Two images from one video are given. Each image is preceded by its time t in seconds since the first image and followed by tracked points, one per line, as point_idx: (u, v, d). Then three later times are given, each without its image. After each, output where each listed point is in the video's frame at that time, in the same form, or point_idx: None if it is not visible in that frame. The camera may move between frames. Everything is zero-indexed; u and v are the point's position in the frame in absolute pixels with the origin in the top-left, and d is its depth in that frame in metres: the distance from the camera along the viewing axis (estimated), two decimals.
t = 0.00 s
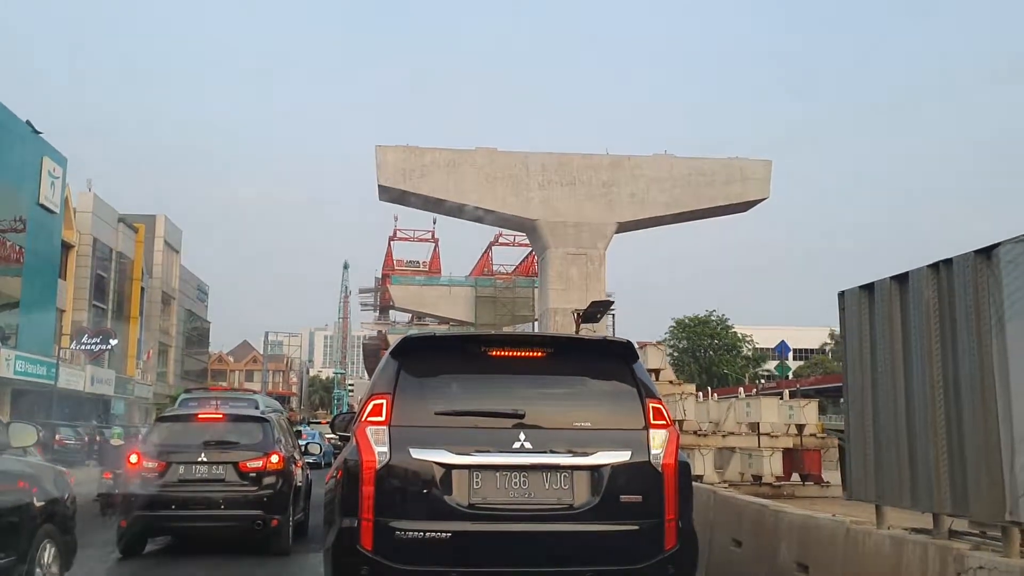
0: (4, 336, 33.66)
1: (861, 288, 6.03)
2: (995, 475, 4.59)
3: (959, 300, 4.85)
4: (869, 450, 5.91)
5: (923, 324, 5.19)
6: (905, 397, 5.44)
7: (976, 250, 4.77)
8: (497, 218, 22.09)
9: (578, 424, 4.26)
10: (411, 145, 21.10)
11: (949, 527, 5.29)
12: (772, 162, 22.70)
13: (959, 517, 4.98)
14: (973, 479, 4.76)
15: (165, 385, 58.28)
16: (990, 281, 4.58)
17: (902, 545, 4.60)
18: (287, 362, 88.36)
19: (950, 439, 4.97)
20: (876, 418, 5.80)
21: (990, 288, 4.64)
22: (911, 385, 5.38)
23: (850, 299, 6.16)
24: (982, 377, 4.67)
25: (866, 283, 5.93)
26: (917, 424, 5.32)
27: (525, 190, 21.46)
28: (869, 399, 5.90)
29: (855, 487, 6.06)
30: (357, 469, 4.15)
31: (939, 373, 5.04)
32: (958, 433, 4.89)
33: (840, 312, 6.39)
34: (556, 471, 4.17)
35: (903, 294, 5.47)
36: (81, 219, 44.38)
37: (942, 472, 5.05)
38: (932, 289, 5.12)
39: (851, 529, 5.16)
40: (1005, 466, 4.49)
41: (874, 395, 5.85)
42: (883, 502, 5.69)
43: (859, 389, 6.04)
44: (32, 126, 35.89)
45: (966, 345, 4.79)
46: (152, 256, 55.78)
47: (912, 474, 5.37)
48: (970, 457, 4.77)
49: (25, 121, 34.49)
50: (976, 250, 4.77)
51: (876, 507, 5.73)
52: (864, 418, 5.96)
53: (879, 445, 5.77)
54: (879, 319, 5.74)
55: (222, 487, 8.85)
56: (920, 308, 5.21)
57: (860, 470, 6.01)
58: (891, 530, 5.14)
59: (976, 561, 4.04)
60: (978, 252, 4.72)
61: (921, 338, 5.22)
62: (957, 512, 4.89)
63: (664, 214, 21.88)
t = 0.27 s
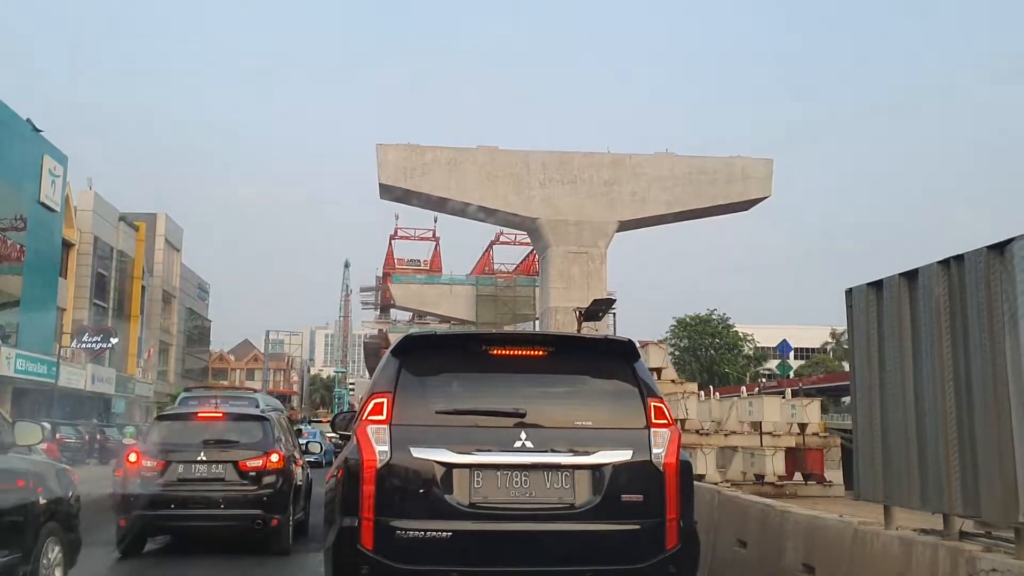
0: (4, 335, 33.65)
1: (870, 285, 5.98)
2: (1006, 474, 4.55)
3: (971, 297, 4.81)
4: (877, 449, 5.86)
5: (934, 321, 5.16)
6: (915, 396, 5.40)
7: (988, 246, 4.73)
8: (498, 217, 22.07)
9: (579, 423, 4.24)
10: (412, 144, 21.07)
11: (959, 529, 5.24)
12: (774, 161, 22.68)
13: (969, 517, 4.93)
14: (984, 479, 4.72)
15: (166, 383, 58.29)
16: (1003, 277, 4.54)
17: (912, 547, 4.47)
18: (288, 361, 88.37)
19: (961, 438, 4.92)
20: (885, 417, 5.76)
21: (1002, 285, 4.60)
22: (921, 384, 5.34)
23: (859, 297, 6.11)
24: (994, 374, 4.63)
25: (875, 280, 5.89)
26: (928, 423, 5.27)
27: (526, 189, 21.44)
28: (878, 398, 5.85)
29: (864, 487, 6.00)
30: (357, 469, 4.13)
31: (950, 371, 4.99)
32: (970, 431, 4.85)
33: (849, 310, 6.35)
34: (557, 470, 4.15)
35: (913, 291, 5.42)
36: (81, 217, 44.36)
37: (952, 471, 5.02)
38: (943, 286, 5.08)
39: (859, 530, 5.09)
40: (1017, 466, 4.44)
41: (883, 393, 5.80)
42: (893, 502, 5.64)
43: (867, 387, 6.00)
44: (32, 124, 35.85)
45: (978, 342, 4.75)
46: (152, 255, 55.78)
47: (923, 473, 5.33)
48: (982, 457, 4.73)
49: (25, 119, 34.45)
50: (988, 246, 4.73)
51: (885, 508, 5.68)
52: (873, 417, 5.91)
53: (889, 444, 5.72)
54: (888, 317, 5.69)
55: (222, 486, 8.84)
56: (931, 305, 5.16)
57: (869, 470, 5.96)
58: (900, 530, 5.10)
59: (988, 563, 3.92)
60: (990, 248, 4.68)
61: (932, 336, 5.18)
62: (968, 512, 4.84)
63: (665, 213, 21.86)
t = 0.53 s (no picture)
0: (4, 333, 33.62)
1: (876, 283, 5.94)
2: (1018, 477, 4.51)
3: (983, 295, 4.77)
4: (884, 449, 5.80)
5: (942, 320, 5.12)
6: (923, 395, 5.36)
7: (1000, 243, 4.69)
8: (499, 216, 22.06)
9: (580, 422, 4.23)
10: (413, 142, 21.05)
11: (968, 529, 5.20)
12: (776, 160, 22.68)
13: (980, 518, 4.90)
14: (996, 480, 4.68)
15: (166, 382, 58.26)
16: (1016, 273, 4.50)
17: (920, 549, 4.39)
18: (288, 360, 88.36)
19: (972, 439, 4.89)
20: (892, 417, 5.72)
21: (1013, 282, 4.56)
22: (930, 383, 5.29)
23: (866, 295, 6.06)
24: (1006, 374, 4.59)
25: (882, 277, 5.84)
26: (937, 423, 5.23)
27: (527, 187, 21.42)
28: (885, 397, 5.81)
29: (870, 487, 5.95)
30: (357, 467, 4.11)
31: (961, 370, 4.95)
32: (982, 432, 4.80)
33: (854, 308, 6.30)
34: (558, 469, 4.13)
35: (921, 289, 5.38)
36: (82, 215, 44.34)
37: (963, 471, 4.97)
38: (952, 283, 5.04)
39: (866, 530, 5.04)
40: None
41: (891, 391, 5.76)
42: (899, 503, 5.60)
43: (873, 386, 5.95)
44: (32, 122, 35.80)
45: (990, 340, 4.71)
46: (153, 253, 55.76)
47: (931, 473, 5.28)
48: (993, 457, 4.69)
49: (25, 117, 34.41)
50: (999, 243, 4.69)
51: (892, 508, 5.65)
52: (878, 417, 5.87)
53: (896, 444, 5.68)
54: (896, 314, 5.64)
55: (221, 485, 8.83)
56: (941, 303, 5.12)
57: (875, 469, 5.91)
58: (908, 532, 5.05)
59: (998, 564, 3.81)
60: (1003, 245, 4.64)
61: (941, 334, 5.14)
62: (979, 514, 4.81)
63: (667, 212, 21.85)
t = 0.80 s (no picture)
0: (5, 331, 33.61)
1: (882, 281, 5.92)
2: None
3: (991, 293, 4.76)
4: (890, 448, 5.78)
5: (950, 317, 5.10)
6: (929, 393, 5.34)
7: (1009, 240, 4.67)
8: (499, 215, 22.04)
9: (581, 422, 4.21)
10: (413, 141, 21.03)
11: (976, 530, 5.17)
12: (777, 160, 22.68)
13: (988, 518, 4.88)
14: (1004, 480, 4.66)
15: (167, 381, 58.24)
16: None
17: (926, 550, 4.36)
18: (289, 359, 88.36)
19: (980, 438, 4.87)
20: (898, 416, 5.70)
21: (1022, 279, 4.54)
22: (936, 382, 5.28)
23: (872, 293, 6.04)
24: (1015, 372, 4.57)
25: (888, 275, 5.83)
26: (945, 422, 5.21)
27: (528, 186, 21.41)
28: (890, 395, 5.79)
29: (875, 488, 5.93)
30: (357, 466, 4.10)
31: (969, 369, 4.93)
32: (991, 431, 4.78)
33: (859, 306, 6.29)
34: (559, 468, 4.12)
35: (928, 287, 5.37)
36: (82, 214, 44.33)
37: (970, 471, 4.95)
38: (961, 280, 5.02)
39: (870, 530, 5.01)
40: None
41: (896, 390, 5.74)
42: (905, 503, 5.58)
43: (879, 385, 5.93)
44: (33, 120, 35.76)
45: (998, 338, 4.69)
46: (153, 251, 55.75)
47: (938, 473, 5.26)
48: (1001, 456, 4.67)
49: (25, 115, 34.39)
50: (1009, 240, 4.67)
51: (898, 508, 5.62)
52: (884, 416, 5.86)
53: (902, 443, 5.66)
54: (903, 312, 5.63)
55: (221, 484, 8.82)
56: (948, 301, 5.11)
57: (880, 469, 5.89)
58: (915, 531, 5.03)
59: (1007, 565, 3.76)
60: (1012, 242, 4.62)
61: (949, 332, 5.12)
62: (987, 514, 4.79)
63: (668, 212, 21.83)
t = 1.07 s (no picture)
0: (9, 329, 33.67)
1: (890, 278, 5.90)
2: None
3: (1000, 290, 4.73)
4: (898, 447, 5.77)
5: (959, 315, 5.08)
6: (938, 394, 5.32)
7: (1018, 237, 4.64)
8: (503, 212, 22.02)
9: (586, 419, 4.20)
10: (417, 139, 21.02)
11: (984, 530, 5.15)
12: (781, 157, 22.66)
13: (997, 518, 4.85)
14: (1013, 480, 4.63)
15: (171, 378, 58.34)
16: None
17: (934, 549, 4.32)
18: (293, 356, 88.47)
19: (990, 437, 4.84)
20: (906, 414, 5.68)
21: None
22: (945, 383, 5.25)
23: (878, 290, 6.03)
24: None
25: (896, 272, 5.80)
26: (953, 421, 5.19)
27: (532, 184, 21.39)
28: (898, 393, 5.78)
29: (883, 487, 5.91)
30: (361, 464, 4.09)
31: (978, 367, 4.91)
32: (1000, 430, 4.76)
33: (867, 303, 6.26)
34: (562, 467, 4.11)
35: (937, 285, 5.35)
36: (87, 211, 44.40)
37: (979, 473, 4.93)
38: (970, 277, 5.00)
39: (878, 531, 4.98)
40: None
41: (904, 389, 5.72)
42: (913, 502, 5.56)
43: (887, 383, 5.91)
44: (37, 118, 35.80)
45: (1007, 336, 4.66)
46: (157, 249, 55.81)
47: (946, 472, 5.24)
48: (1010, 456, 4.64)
49: (30, 113, 34.45)
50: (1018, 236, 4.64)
51: (905, 507, 5.60)
52: (892, 414, 5.84)
53: (910, 443, 5.64)
54: (910, 310, 5.61)
55: (224, 482, 8.82)
56: (957, 298, 5.08)
57: (888, 468, 5.87)
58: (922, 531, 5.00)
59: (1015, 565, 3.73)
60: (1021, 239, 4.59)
61: (958, 332, 5.10)
62: (996, 515, 4.76)
63: (672, 209, 21.81)
